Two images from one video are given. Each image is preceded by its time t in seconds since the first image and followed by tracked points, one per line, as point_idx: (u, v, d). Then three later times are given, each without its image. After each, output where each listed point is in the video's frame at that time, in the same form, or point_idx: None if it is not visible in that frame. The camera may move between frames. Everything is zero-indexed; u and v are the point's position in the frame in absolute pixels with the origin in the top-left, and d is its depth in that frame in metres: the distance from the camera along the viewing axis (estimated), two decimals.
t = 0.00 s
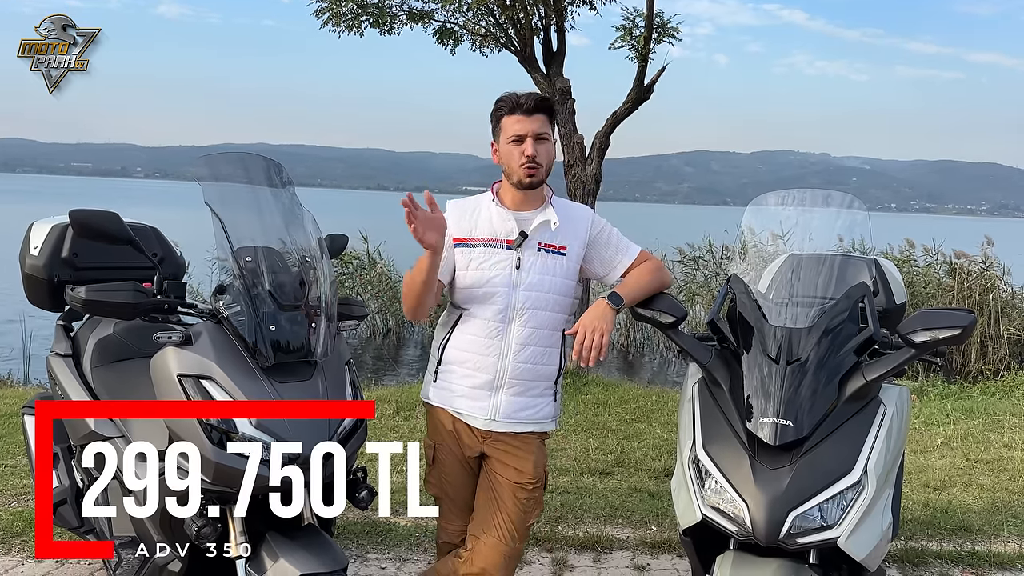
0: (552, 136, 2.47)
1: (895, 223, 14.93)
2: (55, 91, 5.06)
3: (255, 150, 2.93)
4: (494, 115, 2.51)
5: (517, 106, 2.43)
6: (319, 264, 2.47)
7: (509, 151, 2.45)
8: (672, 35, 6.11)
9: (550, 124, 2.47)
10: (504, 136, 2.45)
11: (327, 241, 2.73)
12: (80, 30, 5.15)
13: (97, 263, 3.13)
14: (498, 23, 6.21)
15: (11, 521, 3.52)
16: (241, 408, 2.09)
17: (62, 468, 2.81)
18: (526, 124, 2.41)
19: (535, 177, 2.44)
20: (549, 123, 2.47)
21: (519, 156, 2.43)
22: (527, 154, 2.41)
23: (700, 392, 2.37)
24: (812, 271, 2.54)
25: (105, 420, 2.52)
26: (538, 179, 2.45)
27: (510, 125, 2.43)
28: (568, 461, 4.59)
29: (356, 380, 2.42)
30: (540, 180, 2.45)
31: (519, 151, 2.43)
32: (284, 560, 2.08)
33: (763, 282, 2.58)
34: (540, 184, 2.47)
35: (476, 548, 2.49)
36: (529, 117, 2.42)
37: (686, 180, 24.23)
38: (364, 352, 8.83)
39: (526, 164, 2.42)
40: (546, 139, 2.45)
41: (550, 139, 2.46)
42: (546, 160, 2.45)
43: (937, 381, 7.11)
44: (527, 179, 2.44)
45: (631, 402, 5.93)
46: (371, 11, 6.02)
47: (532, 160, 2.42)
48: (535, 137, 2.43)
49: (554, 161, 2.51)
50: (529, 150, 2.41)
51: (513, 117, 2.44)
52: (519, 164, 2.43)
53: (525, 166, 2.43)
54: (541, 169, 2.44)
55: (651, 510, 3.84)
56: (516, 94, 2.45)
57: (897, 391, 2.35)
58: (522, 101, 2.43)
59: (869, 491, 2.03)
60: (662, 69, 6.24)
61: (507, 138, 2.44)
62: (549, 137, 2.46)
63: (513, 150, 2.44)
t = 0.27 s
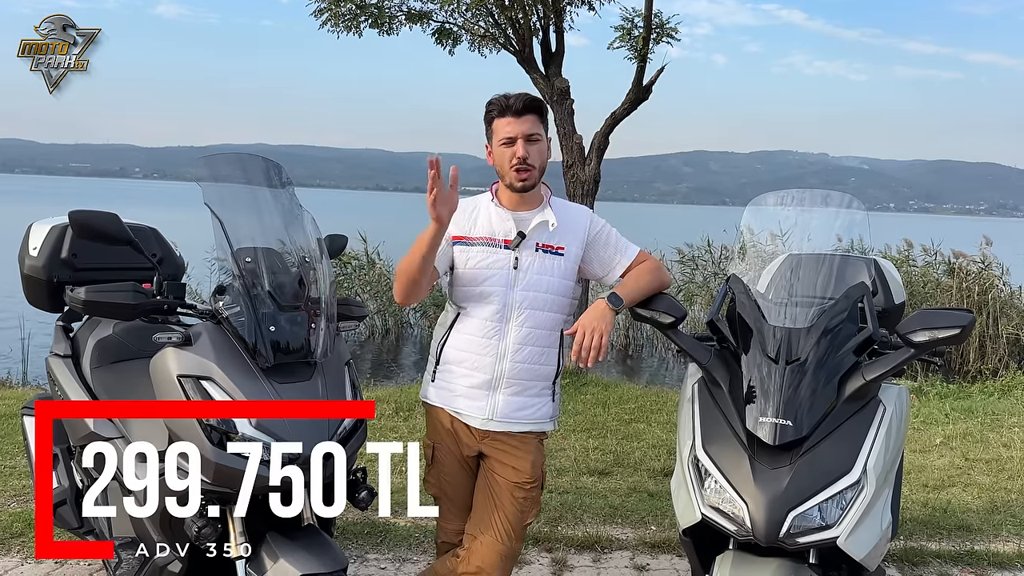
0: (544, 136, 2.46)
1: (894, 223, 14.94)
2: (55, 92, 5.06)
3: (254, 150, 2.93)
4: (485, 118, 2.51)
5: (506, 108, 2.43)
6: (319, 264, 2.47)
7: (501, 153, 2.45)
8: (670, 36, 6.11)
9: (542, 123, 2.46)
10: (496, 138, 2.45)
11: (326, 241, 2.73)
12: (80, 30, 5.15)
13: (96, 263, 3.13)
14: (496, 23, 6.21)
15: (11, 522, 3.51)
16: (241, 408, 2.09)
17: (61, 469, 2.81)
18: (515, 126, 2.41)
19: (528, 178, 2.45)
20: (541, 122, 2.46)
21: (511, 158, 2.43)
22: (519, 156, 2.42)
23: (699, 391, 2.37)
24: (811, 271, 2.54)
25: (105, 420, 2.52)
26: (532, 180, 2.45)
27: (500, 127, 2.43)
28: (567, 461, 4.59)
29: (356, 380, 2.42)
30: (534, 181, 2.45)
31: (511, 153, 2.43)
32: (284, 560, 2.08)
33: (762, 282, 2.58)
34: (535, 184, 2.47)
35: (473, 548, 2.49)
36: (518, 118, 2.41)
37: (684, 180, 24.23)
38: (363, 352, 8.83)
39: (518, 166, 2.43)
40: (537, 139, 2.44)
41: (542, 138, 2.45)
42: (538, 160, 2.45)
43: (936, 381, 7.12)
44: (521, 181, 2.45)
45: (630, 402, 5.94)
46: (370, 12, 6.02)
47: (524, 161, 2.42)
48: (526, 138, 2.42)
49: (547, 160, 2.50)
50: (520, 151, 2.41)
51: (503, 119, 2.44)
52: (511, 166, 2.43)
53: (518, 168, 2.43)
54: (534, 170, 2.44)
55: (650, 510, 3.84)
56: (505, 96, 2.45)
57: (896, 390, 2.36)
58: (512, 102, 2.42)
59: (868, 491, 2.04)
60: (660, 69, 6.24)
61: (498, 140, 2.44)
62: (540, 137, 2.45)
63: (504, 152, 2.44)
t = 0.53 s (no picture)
0: (537, 135, 2.46)
1: (893, 222, 14.95)
2: (55, 92, 5.05)
3: (253, 151, 2.94)
4: (478, 120, 2.51)
5: (499, 109, 2.43)
6: (317, 264, 2.47)
7: (495, 154, 2.46)
8: (669, 35, 6.12)
9: (535, 123, 2.46)
10: (490, 139, 2.46)
11: (324, 241, 2.73)
12: (80, 30, 5.15)
13: (94, 263, 3.12)
14: (495, 23, 6.21)
15: (9, 522, 3.51)
16: (240, 408, 2.09)
17: (60, 469, 2.82)
18: (507, 126, 2.41)
19: (522, 177, 2.44)
20: (535, 122, 2.46)
21: (505, 158, 2.44)
22: (512, 156, 2.42)
23: (697, 391, 2.37)
24: (809, 271, 2.54)
25: (102, 420, 2.52)
26: (526, 179, 2.45)
27: (494, 128, 2.43)
28: (566, 461, 4.59)
29: (354, 380, 2.42)
30: (528, 180, 2.45)
31: (504, 154, 2.43)
32: (282, 560, 2.08)
33: (761, 282, 2.58)
34: (529, 184, 2.46)
35: (470, 548, 2.49)
36: (511, 118, 2.42)
37: (683, 180, 24.24)
38: (362, 352, 8.83)
39: (511, 166, 2.43)
40: (531, 139, 2.44)
41: (535, 138, 2.45)
42: (532, 160, 2.45)
43: (935, 381, 7.13)
44: (515, 180, 2.44)
45: (629, 402, 5.94)
46: (368, 12, 6.02)
47: (518, 161, 2.42)
48: (520, 138, 2.42)
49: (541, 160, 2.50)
50: (513, 151, 2.42)
51: (495, 120, 2.44)
52: (504, 166, 2.43)
53: (511, 168, 2.43)
54: (528, 170, 2.44)
55: (649, 509, 3.85)
56: (498, 97, 2.45)
57: (894, 389, 2.36)
58: (504, 102, 2.43)
59: (866, 490, 2.04)
60: (658, 69, 6.25)
61: (492, 141, 2.45)
62: (534, 137, 2.45)
63: (498, 153, 2.45)
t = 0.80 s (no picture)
0: (527, 132, 2.46)
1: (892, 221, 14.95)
2: (55, 92, 5.05)
3: (251, 150, 2.93)
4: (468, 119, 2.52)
5: (489, 106, 2.43)
6: (315, 265, 2.47)
7: (486, 152, 2.45)
8: (667, 35, 6.12)
9: (525, 120, 2.47)
10: (480, 137, 2.46)
11: (322, 241, 2.73)
12: (80, 30, 5.14)
13: (92, 263, 3.12)
14: (493, 23, 6.22)
15: (8, 523, 3.51)
16: (239, 408, 2.09)
17: (58, 470, 2.82)
18: (497, 123, 2.41)
19: (513, 174, 2.44)
20: (525, 119, 2.46)
21: (495, 155, 2.44)
22: (503, 152, 2.42)
23: (694, 391, 2.37)
24: (807, 270, 2.55)
25: (100, 420, 2.52)
26: (517, 176, 2.45)
27: (484, 125, 2.43)
28: (564, 460, 4.60)
29: (351, 380, 2.42)
30: (518, 177, 2.45)
31: (495, 151, 2.43)
32: (281, 560, 2.08)
33: (758, 281, 2.58)
34: (520, 181, 2.46)
35: (465, 547, 2.50)
36: (501, 115, 2.42)
37: (681, 179, 24.25)
38: (361, 352, 8.83)
39: (502, 162, 2.43)
40: (520, 136, 2.44)
41: (526, 135, 2.46)
42: (522, 156, 2.45)
43: (933, 380, 7.14)
44: (507, 177, 2.44)
45: (627, 401, 5.94)
46: (367, 11, 6.02)
47: (508, 158, 2.42)
48: (510, 134, 2.42)
49: (532, 157, 2.50)
50: (503, 148, 2.42)
51: (486, 118, 2.44)
52: (495, 163, 2.43)
53: (502, 165, 2.43)
54: (519, 166, 2.44)
55: (648, 508, 3.85)
56: (488, 95, 2.46)
57: (892, 389, 2.36)
58: (494, 100, 2.43)
59: (864, 490, 2.04)
60: (657, 68, 6.25)
61: (482, 139, 2.45)
62: (524, 134, 2.45)
63: (489, 150, 2.44)
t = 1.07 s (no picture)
0: (527, 136, 2.46)
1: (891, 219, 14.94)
2: (55, 91, 5.05)
3: (248, 149, 2.93)
4: (466, 119, 2.51)
5: (489, 109, 2.43)
6: (313, 264, 2.47)
7: (485, 154, 2.45)
8: (665, 34, 6.12)
9: (524, 123, 2.47)
10: (479, 139, 2.46)
11: (320, 240, 2.73)
12: (79, 30, 5.14)
13: (89, 262, 3.12)
14: (492, 21, 6.21)
15: (7, 522, 3.51)
16: (237, 408, 2.09)
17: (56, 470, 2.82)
18: (497, 127, 2.41)
19: (512, 178, 2.44)
20: (524, 122, 2.46)
21: (495, 158, 2.43)
22: (502, 156, 2.41)
23: (691, 389, 2.37)
24: (804, 269, 2.55)
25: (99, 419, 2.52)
26: (516, 180, 2.44)
27: (484, 128, 2.43)
28: (562, 459, 4.59)
29: (350, 379, 2.42)
30: (518, 181, 2.44)
31: (494, 154, 2.43)
32: (279, 559, 2.08)
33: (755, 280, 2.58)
34: (519, 183, 2.46)
35: (463, 546, 2.49)
36: (501, 119, 2.42)
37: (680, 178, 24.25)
38: (360, 351, 8.83)
39: (501, 166, 2.42)
40: (520, 139, 2.44)
41: (525, 138, 2.46)
42: (522, 160, 2.45)
43: (931, 378, 7.14)
44: (506, 181, 2.44)
45: (626, 400, 5.95)
46: (365, 10, 6.01)
47: (508, 161, 2.42)
48: (509, 138, 2.42)
49: (531, 161, 2.50)
50: (503, 151, 2.41)
51: (485, 120, 2.44)
52: (494, 166, 2.43)
53: (501, 168, 2.42)
54: (519, 170, 2.44)
55: (646, 507, 3.85)
56: (488, 97, 2.46)
57: (890, 387, 2.37)
58: (494, 102, 2.43)
59: (862, 488, 2.04)
60: (655, 67, 6.25)
61: (481, 141, 2.45)
62: (523, 137, 2.45)
63: (488, 153, 2.44)
